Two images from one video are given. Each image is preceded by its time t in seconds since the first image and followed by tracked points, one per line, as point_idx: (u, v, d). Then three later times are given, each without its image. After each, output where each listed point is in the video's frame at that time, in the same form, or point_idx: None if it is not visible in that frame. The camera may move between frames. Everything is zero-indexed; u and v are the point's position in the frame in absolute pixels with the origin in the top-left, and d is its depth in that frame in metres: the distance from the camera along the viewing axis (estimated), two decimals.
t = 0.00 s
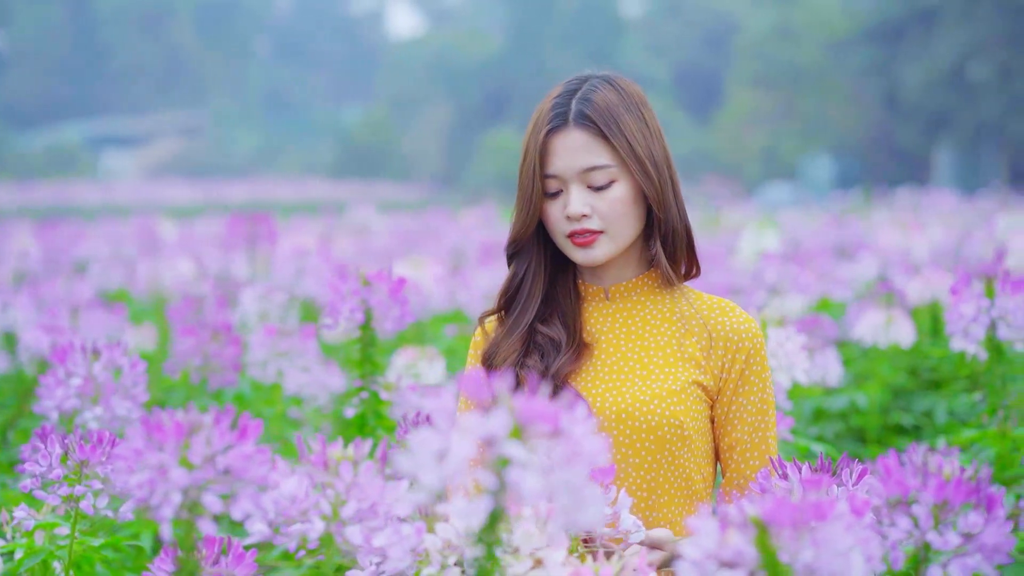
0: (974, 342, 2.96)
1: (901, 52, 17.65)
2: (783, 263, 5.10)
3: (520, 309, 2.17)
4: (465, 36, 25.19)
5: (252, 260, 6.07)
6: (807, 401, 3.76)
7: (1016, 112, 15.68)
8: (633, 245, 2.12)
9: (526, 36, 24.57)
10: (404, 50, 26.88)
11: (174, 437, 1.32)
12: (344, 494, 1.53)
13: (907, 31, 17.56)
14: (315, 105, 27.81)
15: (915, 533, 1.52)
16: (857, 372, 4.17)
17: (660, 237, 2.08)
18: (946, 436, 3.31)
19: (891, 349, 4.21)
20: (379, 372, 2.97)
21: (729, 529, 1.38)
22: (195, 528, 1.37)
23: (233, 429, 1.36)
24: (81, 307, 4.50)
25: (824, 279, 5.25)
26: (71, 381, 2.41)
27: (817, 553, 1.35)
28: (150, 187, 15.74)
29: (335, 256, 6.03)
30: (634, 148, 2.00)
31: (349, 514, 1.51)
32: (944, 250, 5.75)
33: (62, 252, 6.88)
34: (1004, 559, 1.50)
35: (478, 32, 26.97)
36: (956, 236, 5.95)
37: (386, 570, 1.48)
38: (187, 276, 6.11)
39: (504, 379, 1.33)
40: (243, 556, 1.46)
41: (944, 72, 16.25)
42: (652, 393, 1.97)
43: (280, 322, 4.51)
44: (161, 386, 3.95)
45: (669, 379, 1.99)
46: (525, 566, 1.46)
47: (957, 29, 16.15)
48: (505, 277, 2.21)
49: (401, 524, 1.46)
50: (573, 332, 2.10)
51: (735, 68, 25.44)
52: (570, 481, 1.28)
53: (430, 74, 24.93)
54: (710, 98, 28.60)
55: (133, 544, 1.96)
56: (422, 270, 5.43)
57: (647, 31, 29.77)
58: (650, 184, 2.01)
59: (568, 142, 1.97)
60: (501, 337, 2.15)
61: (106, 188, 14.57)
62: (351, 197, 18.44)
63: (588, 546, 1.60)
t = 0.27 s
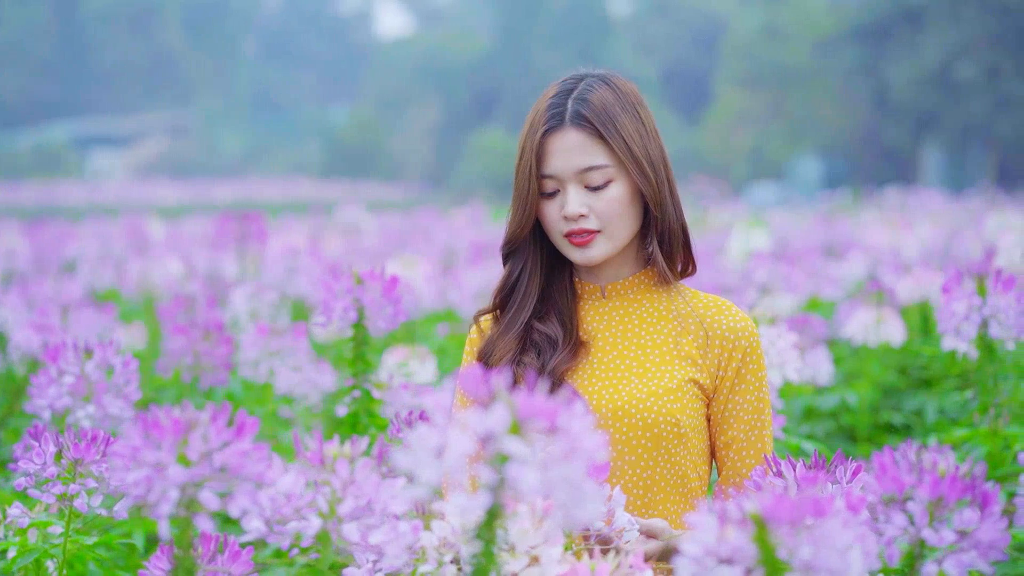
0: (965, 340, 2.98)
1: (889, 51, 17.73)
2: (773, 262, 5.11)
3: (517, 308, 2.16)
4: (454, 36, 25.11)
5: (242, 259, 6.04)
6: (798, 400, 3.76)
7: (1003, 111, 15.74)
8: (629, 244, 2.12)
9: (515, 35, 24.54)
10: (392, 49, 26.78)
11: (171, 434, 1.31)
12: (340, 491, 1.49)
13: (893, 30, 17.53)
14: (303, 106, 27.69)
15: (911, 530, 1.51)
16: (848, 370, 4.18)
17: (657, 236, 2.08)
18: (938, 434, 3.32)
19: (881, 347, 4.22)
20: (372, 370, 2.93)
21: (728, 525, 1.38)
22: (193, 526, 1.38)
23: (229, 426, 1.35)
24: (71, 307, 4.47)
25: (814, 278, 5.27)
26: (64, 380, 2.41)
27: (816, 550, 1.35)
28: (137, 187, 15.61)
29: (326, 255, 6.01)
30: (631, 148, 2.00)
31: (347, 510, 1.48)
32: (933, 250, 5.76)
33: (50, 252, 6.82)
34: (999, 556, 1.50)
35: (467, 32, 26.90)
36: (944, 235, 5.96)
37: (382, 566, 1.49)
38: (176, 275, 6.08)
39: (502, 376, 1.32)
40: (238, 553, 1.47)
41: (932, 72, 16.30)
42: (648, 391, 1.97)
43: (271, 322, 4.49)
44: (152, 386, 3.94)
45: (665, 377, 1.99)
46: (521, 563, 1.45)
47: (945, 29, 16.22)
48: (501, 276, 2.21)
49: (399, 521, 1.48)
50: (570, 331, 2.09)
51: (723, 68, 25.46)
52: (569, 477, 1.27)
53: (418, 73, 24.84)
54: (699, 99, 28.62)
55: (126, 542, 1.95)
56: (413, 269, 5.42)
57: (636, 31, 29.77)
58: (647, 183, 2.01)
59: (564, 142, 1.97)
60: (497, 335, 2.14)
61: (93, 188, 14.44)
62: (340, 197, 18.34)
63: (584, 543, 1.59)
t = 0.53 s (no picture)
0: (956, 339, 3.02)
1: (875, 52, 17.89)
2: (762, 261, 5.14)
3: (511, 308, 2.16)
4: (441, 36, 25.14)
5: (231, 259, 6.01)
6: (788, 399, 3.77)
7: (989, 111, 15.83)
8: (623, 243, 2.12)
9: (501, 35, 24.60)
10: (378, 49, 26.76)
11: (167, 432, 1.31)
12: (335, 488, 1.52)
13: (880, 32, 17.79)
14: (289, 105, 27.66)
15: (905, 527, 1.52)
16: (838, 370, 4.20)
17: (652, 235, 2.08)
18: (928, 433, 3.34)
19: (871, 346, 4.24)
20: (364, 369, 2.93)
21: (724, 522, 1.39)
22: (189, 524, 1.37)
23: (225, 424, 1.35)
24: (60, 306, 4.45)
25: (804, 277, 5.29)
26: (54, 378, 2.39)
27: (812, 547, 1.35)
28: (123, 187, 15.51)
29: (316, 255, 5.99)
30: (626, 147, 2.00)
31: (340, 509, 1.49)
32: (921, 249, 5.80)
33: (37, 252, 6.77)
34: (992, 553, 1.50)
35: (453, 32, 26.94)
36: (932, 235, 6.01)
37: (376, 565, 1.48)
38: (166, 275, 6.05)
39: (497, 372, 1.31)
40: (232, 551, 1.48)
41: (918, 73, 16.40)
42: (643, 390, 1.97)
43: (261, 321, 4.48)
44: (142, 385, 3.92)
45: (660, 375, 1.99)
46: (516, 560, 1.44)
47: (931, 30, 16.34)
48: (496, 276, 2.20)
49: (392, 518, 1.48)
50: (565, 328, 2.09)
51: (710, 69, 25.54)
52: (562, 474, 1.26)
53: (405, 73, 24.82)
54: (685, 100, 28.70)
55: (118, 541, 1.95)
56: (402, 268, 5.41)
57: (623, 32, 29.82)
58: (642, 184, 2.01)
59: (560, 142, 1.97)
60: (491, 334, 2.14)
61: (79, 188, 14.34)
62: (328, 197, 18.28)
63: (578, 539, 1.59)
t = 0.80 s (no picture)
0: (945, 336, 3.04)
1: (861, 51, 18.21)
2: (752, 260, 5.16)
3: (505, 307, 2.16)
4: (428, 36, 25.17)
5: (221, 258, 5.99)
6: (778, 398, 3.78)
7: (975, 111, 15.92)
8: (618, 241, 2.12)
9: (489, 34, 24.73)
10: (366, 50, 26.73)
11: (163, 429, 1.32)
12: (329, 485, 1.49)
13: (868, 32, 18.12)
14: (277, 105, 27.60)
15: (898, 523, 1.53)
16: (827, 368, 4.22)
17: (646, 234, 2.08)
18: (917, 430, 3.36)
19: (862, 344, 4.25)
20: (355, 367, 2.92)
21: (717, 519, 1.40)
22: (183, 523, 1.37)
23: (222, 421, 1.39)
24: (50, 305, 4.42)
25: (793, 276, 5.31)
26: (45, 377, 2.38)
27: (805, 544, 1.34)
28: (111, 187, 15.43)
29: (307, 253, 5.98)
30: (621, 147, 2.00)
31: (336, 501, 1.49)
32: (909, 248, 5.84)
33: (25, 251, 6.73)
34: (985, 550, 1.50)
35: (441, 32, 26.97)
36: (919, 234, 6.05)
37: (369, 562, 1.47)
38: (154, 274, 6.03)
39: (492, 368, 1.30)
40: (224, 548, 1.50)
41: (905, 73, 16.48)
42: (637, 388, 1.97)
43: (252, 319, 4.47)
44: (132, 384, 3.91)
45: (654, 373, 2.00)
46: (509, 557, 1.44)
47: (918, 30, 16.46)
48: (489, 275, 2.21)
49: (387, 515, 1.48)
50: (559, 326, 2.10)
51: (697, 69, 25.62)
52: (556, 470, 1.24)
53: (393, 73, 24.80)
54: (673, 101, 28.77)
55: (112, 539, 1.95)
56: (392, 267, 5.41)
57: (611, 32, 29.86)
58: (637, 183, 2.01)
59: (555, 142, 1.97)
60: (485, 332, 2.14)
61: (67, 188, 14.26)
62: (317, 197, 18.23)
63: (572, 535, 1.59)
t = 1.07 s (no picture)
0: (933, 335, 3.06)
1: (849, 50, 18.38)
2: (740, 260, 5.17)
3: (498, 307, 2.16)
4: (416, 36, 25.13)
5: (210, 257, 5.97)
6: (766, 397, 3.79)
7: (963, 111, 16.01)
8: (611, 241, 2.13)
9: (478, 34, 24.72)
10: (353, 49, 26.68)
11: (156, 427, 1.32)
12: (324, 484, 1.58)
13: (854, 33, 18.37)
14: (264, 105, 27.51)
15: (891, 520, 1.54)
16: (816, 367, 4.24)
17: (640, 232, 2.09)
18: (906, 429, 3.38)
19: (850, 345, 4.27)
20: (344, 367, 2.92)
21: (711, 517, 1.41)
22: (176, 520, 1.38)
23: (215, 420, 1.37)
24: (39, 305, 4.40)
25: (782, 276, 5.32)
26: (35, 376, 2.37)
27: (799, 540, 1.34)
28: (98, 188, 15.35)
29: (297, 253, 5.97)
30: (615, 147, 2.00)
31: (329, 505, 1.54)
32: (897, 249, 5.87)
33: (13, 251, 6.69)
34: (978, 545, 1.52)
35: (429, 32, 26.94)
36: (906, 234, 6.07)
37: (364, 559, 1.48)
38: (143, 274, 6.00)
39: (486, 366, 1.30)
40: (216, 549, 1.52)
41: (893, 72, 16.57)
42: (631, 386, 1.98)
43: (241, 319, 4.46)
44: (121, 383, 3.89)
45: (647, 371, 2.00)
46: (504, 555, 1.44)
47: (906, 30, 16.59)
48: (482, 275, 2.21)
49: (381, 514, 1.49)
50: (553, 325, 2.10)
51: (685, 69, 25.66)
52: (551, 468, 1.25)
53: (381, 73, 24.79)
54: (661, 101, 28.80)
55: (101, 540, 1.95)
56: (380, 266, 5.40)
57: (599, 32, 29.91)
58: (631, 182, 2.02)
59: (549, 142, 1.97)
60: (477, 331, 2.14)
61: (55, 188, 14.18)
62: (305, 197, 18.17)
63: (566, 533, 1.59)
